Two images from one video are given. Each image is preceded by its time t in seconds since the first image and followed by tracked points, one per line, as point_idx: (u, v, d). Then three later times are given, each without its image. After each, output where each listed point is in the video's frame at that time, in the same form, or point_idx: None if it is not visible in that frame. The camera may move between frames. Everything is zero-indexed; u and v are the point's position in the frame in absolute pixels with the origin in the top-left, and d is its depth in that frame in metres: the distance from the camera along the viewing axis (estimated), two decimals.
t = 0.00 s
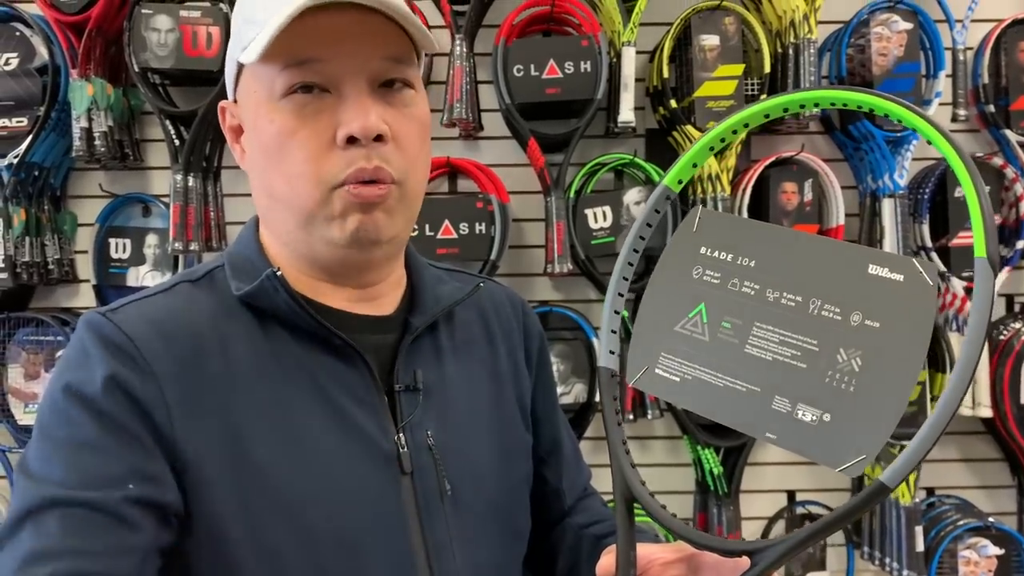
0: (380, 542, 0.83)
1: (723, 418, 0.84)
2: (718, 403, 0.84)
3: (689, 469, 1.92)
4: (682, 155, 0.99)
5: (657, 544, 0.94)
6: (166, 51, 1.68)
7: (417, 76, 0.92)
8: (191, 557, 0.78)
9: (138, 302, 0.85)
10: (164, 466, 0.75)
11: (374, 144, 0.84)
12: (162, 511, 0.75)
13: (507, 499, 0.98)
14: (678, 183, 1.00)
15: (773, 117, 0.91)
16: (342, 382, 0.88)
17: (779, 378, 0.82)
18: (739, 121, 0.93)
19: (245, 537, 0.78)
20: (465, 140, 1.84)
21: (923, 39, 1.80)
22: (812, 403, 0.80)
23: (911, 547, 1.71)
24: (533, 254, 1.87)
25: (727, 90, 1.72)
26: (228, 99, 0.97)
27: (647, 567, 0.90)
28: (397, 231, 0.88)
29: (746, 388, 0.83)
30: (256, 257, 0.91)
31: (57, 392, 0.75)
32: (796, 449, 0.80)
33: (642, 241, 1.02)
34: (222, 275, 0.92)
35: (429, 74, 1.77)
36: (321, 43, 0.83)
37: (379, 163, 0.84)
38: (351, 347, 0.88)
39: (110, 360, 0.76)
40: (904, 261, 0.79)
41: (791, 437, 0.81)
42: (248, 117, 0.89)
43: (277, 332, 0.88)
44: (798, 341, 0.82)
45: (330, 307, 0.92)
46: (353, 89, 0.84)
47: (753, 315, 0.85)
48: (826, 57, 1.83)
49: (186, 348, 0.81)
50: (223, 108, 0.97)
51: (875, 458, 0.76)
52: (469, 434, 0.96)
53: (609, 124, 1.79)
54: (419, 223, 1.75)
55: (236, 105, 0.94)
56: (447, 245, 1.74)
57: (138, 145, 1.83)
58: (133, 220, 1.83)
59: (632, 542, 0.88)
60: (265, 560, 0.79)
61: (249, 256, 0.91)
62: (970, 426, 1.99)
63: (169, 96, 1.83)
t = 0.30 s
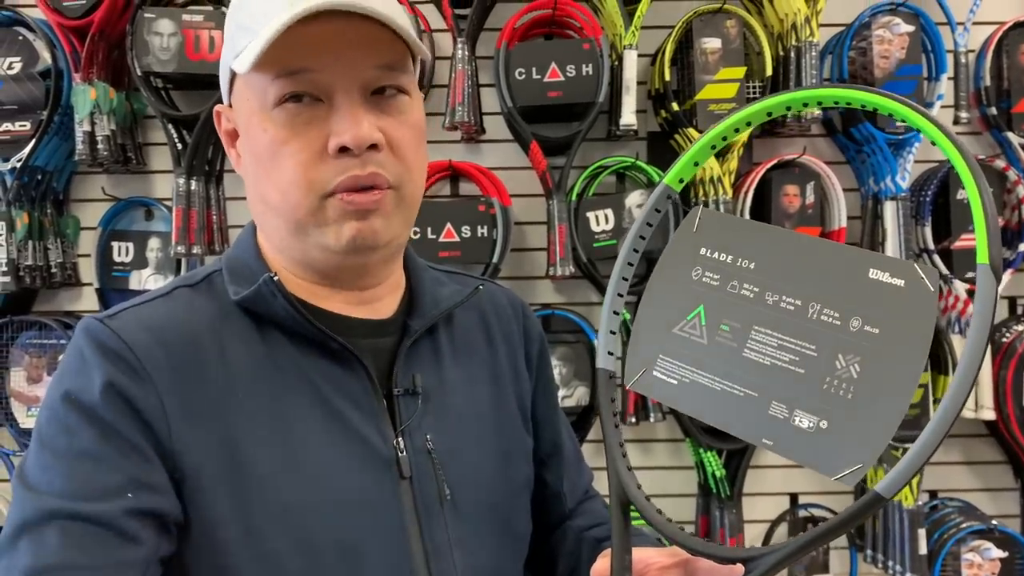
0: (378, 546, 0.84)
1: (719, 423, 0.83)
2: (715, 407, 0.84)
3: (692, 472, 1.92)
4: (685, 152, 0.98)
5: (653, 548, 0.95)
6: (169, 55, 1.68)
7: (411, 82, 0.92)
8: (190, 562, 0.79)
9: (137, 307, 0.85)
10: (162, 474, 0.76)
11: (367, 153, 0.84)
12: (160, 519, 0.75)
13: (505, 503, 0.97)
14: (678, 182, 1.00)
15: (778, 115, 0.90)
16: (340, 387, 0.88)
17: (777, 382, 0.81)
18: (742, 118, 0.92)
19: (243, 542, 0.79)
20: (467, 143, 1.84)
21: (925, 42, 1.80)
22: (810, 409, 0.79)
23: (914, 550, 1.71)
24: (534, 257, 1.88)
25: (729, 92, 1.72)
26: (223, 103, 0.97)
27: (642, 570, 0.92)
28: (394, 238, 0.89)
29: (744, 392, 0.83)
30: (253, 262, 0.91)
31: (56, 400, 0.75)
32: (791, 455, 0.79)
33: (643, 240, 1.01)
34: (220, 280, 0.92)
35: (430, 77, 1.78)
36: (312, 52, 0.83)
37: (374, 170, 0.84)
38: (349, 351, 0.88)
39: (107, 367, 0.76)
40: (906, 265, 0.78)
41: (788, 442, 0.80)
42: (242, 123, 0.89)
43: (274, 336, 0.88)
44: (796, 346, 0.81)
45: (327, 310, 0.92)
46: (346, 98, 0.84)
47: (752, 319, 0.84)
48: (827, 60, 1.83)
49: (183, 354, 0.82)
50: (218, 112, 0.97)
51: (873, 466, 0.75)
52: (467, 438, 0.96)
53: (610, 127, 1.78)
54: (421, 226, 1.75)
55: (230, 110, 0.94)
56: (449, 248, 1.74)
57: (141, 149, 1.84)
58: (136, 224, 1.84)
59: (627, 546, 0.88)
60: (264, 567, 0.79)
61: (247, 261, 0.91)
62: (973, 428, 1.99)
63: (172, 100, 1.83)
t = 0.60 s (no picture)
0: (381, 551, 0.83)
1: (710, 429, 0.84)
2: (705, 413, 0.85)
3: (694, 474, 1.92)
4: (664, 156, 0.98)
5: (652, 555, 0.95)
6: (171, 58, 1.68)
7: (421, 86, 0.92)
8: (193, 570, 0.79)
9: (135, 313, 0.85)
10: (160, 487, 0.76)
11: (379, 155, 0.84)
12: (160, 532, 0.75)
13: (508, 508, 0.97)
14: (659, 186, 0.99)
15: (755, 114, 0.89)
16: (341, 392, 0.88)
17: (764, 387, 0.81)
18: (720, 118, 0.92)
19: (244, 550, 0.79)
20: (468, 145, 1.85)
21: (926, 43, 1.80)
22: (798, 414, 0.79)
23: (917, 552, 1.71)
24: (536, 259, 1.88)
25: (731, 94, 1.72)
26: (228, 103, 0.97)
27: None
28: (402, 241, 0.89)
29: (732, 398, 0.83)
30: (254, 267, 0.91)
31: (54, 411, 0.75)
32: (781, 459, 0.79)
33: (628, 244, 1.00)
34: (220, 284, 0.92)
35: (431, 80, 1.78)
36: (326, 53, 0.83)
37: (384, 172, 0.85)
38: (351, 356, 0.88)
39: (104, 377, 0.76)
40: (889, 264, 0.76)
41: (778, 447, 0.80)
42: (247, 124, 0.88)
43: (275, 342, 0.88)
44: (783, 349, 0.81)
45: (329, 315, 0.92)
46: (357, 101, 0.84)
47: (738, 323, 0.84)
48: (829, 61, 1.82)
49: (182, 361, 0.82)
50: (222, 111, 0.97)
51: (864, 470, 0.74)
52: (469, 443, 0.96)
53: (611, 129, 1.79)
54: (422, 229, 1.75)
55: (235, 110, 0.94)
56: (451, 251, 1.74)
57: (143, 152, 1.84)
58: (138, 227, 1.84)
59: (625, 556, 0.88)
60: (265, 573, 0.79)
61: (247, 265, 0.91)
62: (976, 429, 1.98)
63: (174, 102, 1.84)
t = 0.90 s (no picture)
0: (383, 554, 0.83)
1: (720, 431, 0.84)
2: (715, 415, 0.84)
3: (694, 474, 1.92)
4: (668, 155, 0.97)
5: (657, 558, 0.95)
6: (170, 59, 1.69)
7: (422, 83, 0.92)
8: (196, 572, 0.79)
9: (136, 313, 0.85)
10: (163, 487, 0.76)
11: (382, 153, 0.84)
12: (163, 533, 0.75)
13: (511, 509, 0.97)
14: (665, 184, 0.98)
15: (761, 110, 0.89)
16: (344, 393, 0.88)
17: (774, 388, 0.81)
18: (727, 115, 0.91)
19: (247, 552, 0.79)
20: (468, 146, 1.84)
21: (926, 42, 1.79)
22: (808, 415, 0.79)
23: (918, 552, 1.71)
24: (536, 259, 1.88)
25: (731, 93, 1.72)
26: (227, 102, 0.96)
27: None
28: (405, 237, 0.89)
29: (742, 399, 0.83)
30: (256, 267, 0.91)
31: (55, 411, 0.75)
32: (793, 461, 0.79)
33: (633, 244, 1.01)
34: (222, 284, 0.92)
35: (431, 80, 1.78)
36: (326, 51, 0.83)
37: (387, 169, 0.85)
38: (353, 357, 0.87)
39: (106, 378, 0.76)
40: (899, 263, 0.76)
41: (788, 450, 0.80)
42: (248, 124, 0.88)
43: (277, 342, 0.88)
44: (794, 350, 0.81)
45: (332, 315, 0.92)
46: (359, 99, 0.84)
47: (747, 323, 0.84)
48: (828, 61, 1.83)
49: (184, 361, 0.82)
50: (222, 110, 0.97)
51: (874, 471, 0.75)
52: (472, 444, 0.96)
53: (611, 129, 1.79)
54: (423, 229, 1.75)
55: (235, 109, 0.94)
56: (451, 251, 1.74)
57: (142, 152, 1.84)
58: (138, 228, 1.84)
59: (632, 559, 0.89)
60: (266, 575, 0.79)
61: (249, 265, 0.91)
62: (977, 429, 1.98)
63: (173, 103, 1.84)
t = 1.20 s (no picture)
0: (383, 556, 0.83)
1: (728, 435, 0.84)
2: (724, 418, 0.84)
3: (694, 473, 1.92)
4: (684, 157, 0.99)
5: (660, 560, 0.95)
6: (168, 59, 1.68)
7: (424, 83, 0.92)
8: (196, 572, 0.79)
9: (136, 313, 0.85)
10: (164, 488, 0.76)
11: (384, 155, 0.84)
12: (164, 533, 0.75)
13: (512, 509, 0.97)
14: (679, 186, 1.00)
15: (778, 115, 0.89)
16: (344, 393, 0.87)
17: (784, 392, 0.81)
18: (746, 117, 0.92)
19: (247, 553, 0.79)
20: (467, 145, 1.84)
21: (926, 41, 1.79)
22: (817, 419, 0.79)
23: (917, 551, 1.71)
24: (535, 258, 1.88)
25: (730, 92, 1.72)
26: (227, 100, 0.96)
27: None
28: (408, 241, 0.89)
29: (751, 403, 0.83)
30: (255, 266, 0.91)
31: (54, 411, 0.75)
32: (801, 467, 0.79)
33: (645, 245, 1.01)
34: (221, 284, 0.92)
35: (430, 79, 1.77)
36: (329, 52, 0.83)
37: (390, 172, 0.85)
38: (353, 358, 0.87)
39: (105, 378, 0.76)
40: (913, 269, 0.76)
41: (797, 454, 0.80)
42: (249, 124, 0.88)
43: (277, 342, 0.88)
44: (804, 354, 0.80)
45: (330, 315, 0.91)
46: (362, 101, 0.84)
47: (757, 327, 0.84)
48: (827, 59, 1.82)
49: (183, 361, 0.82)
50: (222, 108, 0.96)
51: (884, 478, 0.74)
52: (472, 445, 0.96)
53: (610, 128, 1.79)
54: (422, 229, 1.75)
55: (235, 108, 0.93)
56: (450, 251, 1.74)
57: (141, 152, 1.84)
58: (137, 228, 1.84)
59: (636, 561, 0.89)
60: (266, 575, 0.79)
61: (249, 265, 0.91)
62: (977, 427, 1.98)
63: (172, 103, 1.84)
